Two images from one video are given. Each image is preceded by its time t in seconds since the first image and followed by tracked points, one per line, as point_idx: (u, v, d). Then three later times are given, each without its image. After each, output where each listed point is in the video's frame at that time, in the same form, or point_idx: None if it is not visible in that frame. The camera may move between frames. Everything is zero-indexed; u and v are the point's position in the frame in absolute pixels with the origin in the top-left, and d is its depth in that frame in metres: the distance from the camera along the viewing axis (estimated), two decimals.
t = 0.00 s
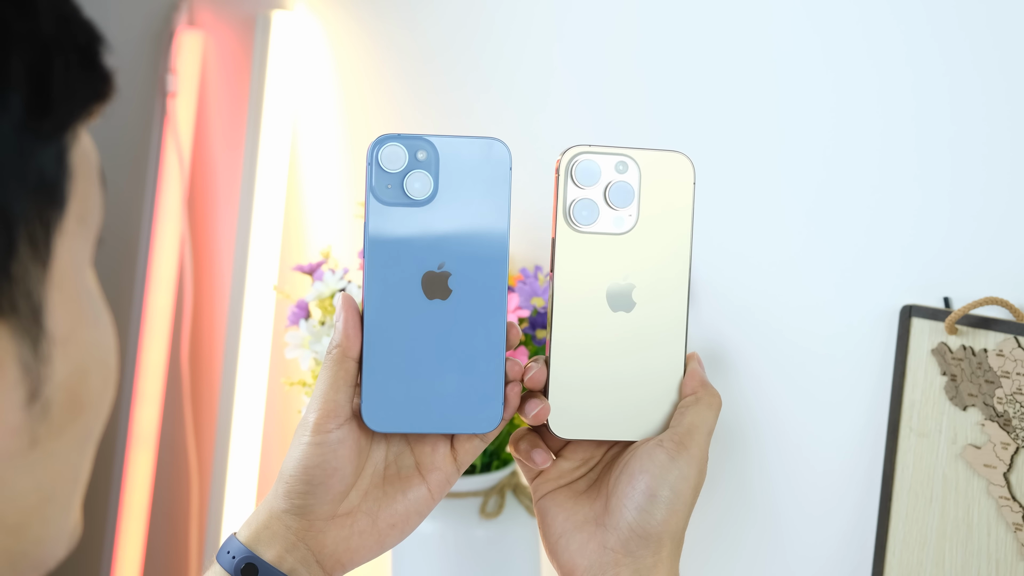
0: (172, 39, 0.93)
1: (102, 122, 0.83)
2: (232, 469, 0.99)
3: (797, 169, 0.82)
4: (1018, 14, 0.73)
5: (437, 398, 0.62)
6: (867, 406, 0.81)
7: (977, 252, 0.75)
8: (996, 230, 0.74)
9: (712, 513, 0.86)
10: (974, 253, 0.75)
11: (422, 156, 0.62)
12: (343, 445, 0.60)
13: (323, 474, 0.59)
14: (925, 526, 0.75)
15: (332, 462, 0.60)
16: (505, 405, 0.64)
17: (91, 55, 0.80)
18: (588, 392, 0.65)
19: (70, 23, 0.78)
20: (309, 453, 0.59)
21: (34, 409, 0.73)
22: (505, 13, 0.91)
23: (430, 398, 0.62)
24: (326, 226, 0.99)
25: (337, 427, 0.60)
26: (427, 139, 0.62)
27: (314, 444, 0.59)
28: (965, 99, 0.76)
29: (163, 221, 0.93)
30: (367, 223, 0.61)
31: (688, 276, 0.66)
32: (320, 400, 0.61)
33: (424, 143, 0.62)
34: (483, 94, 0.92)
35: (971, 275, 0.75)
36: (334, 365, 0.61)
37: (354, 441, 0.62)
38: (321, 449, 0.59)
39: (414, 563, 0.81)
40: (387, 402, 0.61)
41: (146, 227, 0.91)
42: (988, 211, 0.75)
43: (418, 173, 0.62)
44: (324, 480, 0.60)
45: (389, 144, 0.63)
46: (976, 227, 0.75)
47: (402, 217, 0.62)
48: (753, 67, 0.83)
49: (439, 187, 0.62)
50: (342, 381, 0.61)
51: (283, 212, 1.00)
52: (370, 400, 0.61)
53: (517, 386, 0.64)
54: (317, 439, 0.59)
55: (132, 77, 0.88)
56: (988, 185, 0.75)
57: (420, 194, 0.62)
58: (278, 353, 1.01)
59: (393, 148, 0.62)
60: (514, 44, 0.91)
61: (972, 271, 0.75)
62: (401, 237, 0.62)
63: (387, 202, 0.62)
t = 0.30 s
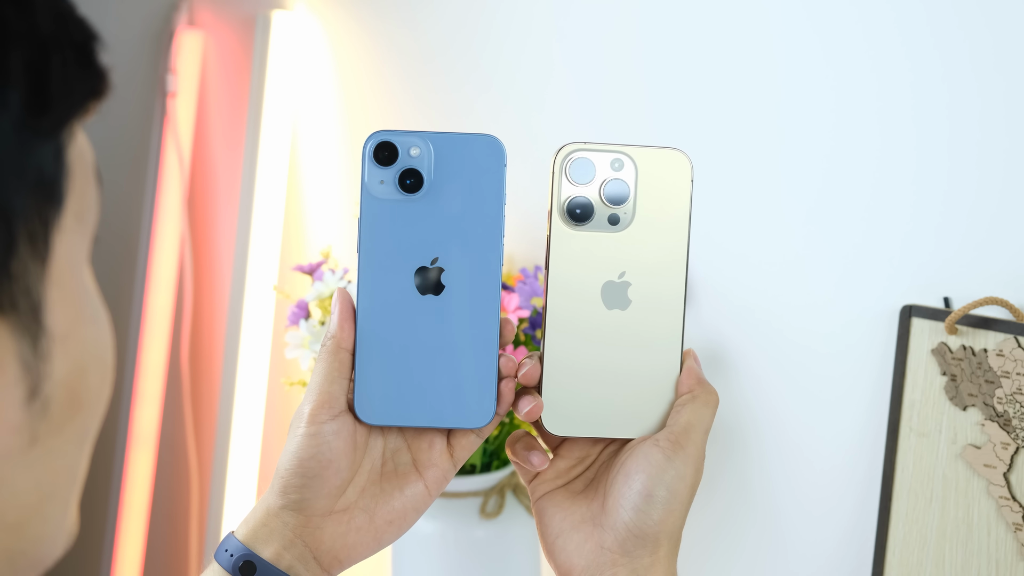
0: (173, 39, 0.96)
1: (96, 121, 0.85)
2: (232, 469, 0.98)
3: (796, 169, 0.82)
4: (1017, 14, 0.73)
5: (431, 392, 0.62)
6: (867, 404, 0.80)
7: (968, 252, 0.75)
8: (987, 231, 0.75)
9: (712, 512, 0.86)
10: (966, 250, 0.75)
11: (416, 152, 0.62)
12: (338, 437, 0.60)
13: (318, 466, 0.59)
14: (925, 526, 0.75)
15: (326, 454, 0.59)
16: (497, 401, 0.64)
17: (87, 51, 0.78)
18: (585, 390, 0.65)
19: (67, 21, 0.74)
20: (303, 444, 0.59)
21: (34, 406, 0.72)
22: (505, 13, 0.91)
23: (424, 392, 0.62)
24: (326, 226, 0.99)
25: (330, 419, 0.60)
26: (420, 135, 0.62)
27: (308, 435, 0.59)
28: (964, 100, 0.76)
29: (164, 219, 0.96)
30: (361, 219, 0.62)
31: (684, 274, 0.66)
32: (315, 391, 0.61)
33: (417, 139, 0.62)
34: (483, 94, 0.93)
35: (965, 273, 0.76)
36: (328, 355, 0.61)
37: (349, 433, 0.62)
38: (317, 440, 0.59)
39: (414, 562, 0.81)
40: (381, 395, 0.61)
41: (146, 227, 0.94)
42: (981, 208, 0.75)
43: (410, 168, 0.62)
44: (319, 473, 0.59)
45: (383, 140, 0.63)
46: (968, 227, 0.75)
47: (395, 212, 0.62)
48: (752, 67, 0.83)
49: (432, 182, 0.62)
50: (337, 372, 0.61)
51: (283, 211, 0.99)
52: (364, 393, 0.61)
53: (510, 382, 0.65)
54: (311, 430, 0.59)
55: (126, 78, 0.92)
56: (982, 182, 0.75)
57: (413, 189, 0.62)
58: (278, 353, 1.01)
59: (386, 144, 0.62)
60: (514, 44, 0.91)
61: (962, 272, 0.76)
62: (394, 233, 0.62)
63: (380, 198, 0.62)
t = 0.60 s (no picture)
0: (172, 38, 0.97)
1: (90, 117, 0.84)
2: (232, 468, 0.98)
3: (796, 169, 0.82)
4: (1018, 14, 0.73)
5: (430, 392, 0.62)
6: (867, 404, 0.80)
7: (966, 252, 0.75)
8: (987, 230, 0.74)
9: (712, 512, 0.86)
10: (964, 252, 0.75)
11: (415, 152, 0.62)
12: (337, 437, 0.60)
13: (318, 467, 0.59)
14: (925, 526, 0.75)
15: (326, 454, 0.59)
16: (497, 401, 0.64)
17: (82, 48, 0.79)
18: (584, 390, 0.65)
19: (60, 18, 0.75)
20: (303, 445, 0.59)
21: (34, 402, 0.73)
22: (505, 13, 0.91)
23: (423, 392, 0.62)
24: (326, 226, 0.99)
25: (329, 419, 0.60)
26: (420, 135, 0.62)
27: (308, 436, 0.59)
28: (964, 100, 0.75)
29: (163, 221, 0.96)
30: (360, 219, 0.62)
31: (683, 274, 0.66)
32: (315, 392, 0.61)
33: (417, 139, 0.62)
34: (483, 94, 0.93)
35: (964, 274, 0.75)
36: (328, 356, 0.61)
37: (348, 434, 0.61)
38: (316, 441, 0.59)
39: (414, 562, 0.81)
40: (380, 395, 0.61)
41: (146, 227, 0.95)
42: (981, 206, 0.75)
43: (410, 168, 0.62)
44: (319, 474, 0.59)
45: (382, 139, 0.63)
46: (965, 227, 0.75)
47: (395, 212, 0.62)
48: (752, 66, 0.83)
49: (431, 182, 0.62)
50: (336, 373, 0.61)
51: (283, 212, 0.99)
52: (363, 393, 0.61)
53: (510, 381, 0.65)
54: (311, 431, 0.59)
55: (123, 76, 0.91)
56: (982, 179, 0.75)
57: (412, 189, 0.62)
58: (278, 352, 1.01)
59: (386, 143, 0.62)
60: (514, 43, 0.91)
61: (961, 272, 0.76)
62: (393, 233, 0.62)
63: (380, 198, 0.62)
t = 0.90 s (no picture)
0: (173, 39, 0.98)
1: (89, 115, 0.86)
2: (232, 469, 0.98)
3: (795, 170, 0.83)
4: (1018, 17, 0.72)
5: (436, 395, 0.62)
6: (867, 405, 0.80)
7: (973, 254, 0.74)
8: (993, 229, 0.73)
9: (712, 511, 0.87)
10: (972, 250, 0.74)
11: (419, 154, 0.62)
12: (341, 443, 0.60)
13: (321, 473, 0.59)
14: (925, 526, 0.75)
15: (330, 461, 0.60)
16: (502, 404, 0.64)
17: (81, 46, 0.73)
18: (586, 391, 0.65)
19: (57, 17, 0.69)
20: (306, 451, 0.59)
21: (33, 402, 0.72)
22: (505, 13, 0.91)
23: (428, 395, 0.62)
24: (326, 227, 0.98)
25: (334, 425, 0.60)
26: (425, 137, 0.62)
27: (311, 443, 0.59)
28: (964, 100, 0.75)
29: (164, 222, 0.97)
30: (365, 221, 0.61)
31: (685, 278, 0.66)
32: (317, 399, 0.60)
33: (422, 141, 0.62)
34: (483, 94, 0.92)
35: (967, 275, 0.75)
36: (331, 363, 0.60)
37: (351, 439, 0.61)
38: (320, 447, 0.59)
39: (414, 562, 0.81)
40: (385, 400, 0.61)
41: (146, 227, 0.95)
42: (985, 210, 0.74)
43: (415, 170, 0.62)
44: (322, 479, 0.59)
45: (386, 141, 0.62)
46: (970, 229, 0.74)
47: (399, 214, 0.62)
48: (752, 67, 0.83)
49: (436, 185, 0.62)
50: (339, 379, 0.60)
51: (283, 211, 0.99)
52: (368, 397, 0.61)
53: (514, 384, 0.65)
54: (314, 438, 0.59)
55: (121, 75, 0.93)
56: (984, 188, 0.74)
57: (417, 191, 0.62)
58: (277, 353, 1.00)
59: (390, 145, 0.62)
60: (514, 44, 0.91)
61: (966, 272, 0.75)
62: (398, 235, 0.62)
63: (384, 200, 0.62)
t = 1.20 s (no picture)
0: (173, 39, 0.97)
1: (89, 117, 0.85)
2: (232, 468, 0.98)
3: (795, 170, 0.83)
4: (1018, 15, 0.71)
5: (442, 400, 0.62)
6: (868, 405, 0.80)
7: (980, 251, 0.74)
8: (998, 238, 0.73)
9: (713, 511, 0.89)
10: (980, 242, 0.74)
11: (425, 158, 0.62)
12: (346, 448, 0.60)
13: (326, 477, 0.59)
14: (925, 526, 0.75)
15: (335, 465, 0.59)
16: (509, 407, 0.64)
17: (82, 47, 0.72)
18: (588, 392, 0.65)
19: (57, 17, 0.68)
20: (311, 455, 0.59)
21: (34, 401, 0.72)
22: (506, 13, 0.91)
23: (435, 400, 0.62)
24: (326, 227, 0.98)
25: (339, 430, 0.60)
26: (430, 140, 0.62)
27: (315, 448, 0.59)
28: (965, 99, 0.74)
29: (164, 222, 0.97)
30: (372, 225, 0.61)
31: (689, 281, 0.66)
32: (323, 403, 0.60)
33: (427, 144, 0.62)
34: (483, 94, 0.92)
35: (972, 274, 0.74)
36: (338, 367, 0.60)
37: (356, 444, 0.61)
38: (325, 451, 0.59)
39: (414, 561, 0.81)
40: (392, 405, 0.61)
41: (146, 227, 0.95)
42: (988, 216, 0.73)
43: (421, 174, 0.62)
44: (326, 483, 0.59)
45: (392, 145, 0.62)
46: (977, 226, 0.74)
47: (406, 218, 0.62)
48: (752, 67, 0.83)
49: (442, 188, 0.62)
50: (345, 384, 0.60)
51: (283, 213, 0.99)
52: (375, 403, 0.60)
53: (521, 387, 0.64)
54: (319, 443, 0.59)
55: (120, 76, 0.92)
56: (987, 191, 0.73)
57: (423, 195, 0.62)
58: (278, 353, 1.01)
59: (396, 149, 0.62)
60: (514, 43, 0.91)
61: (972, 273, 0.74)
62: (404, 239, 0.62)
63: (391, 204, 0.62)
